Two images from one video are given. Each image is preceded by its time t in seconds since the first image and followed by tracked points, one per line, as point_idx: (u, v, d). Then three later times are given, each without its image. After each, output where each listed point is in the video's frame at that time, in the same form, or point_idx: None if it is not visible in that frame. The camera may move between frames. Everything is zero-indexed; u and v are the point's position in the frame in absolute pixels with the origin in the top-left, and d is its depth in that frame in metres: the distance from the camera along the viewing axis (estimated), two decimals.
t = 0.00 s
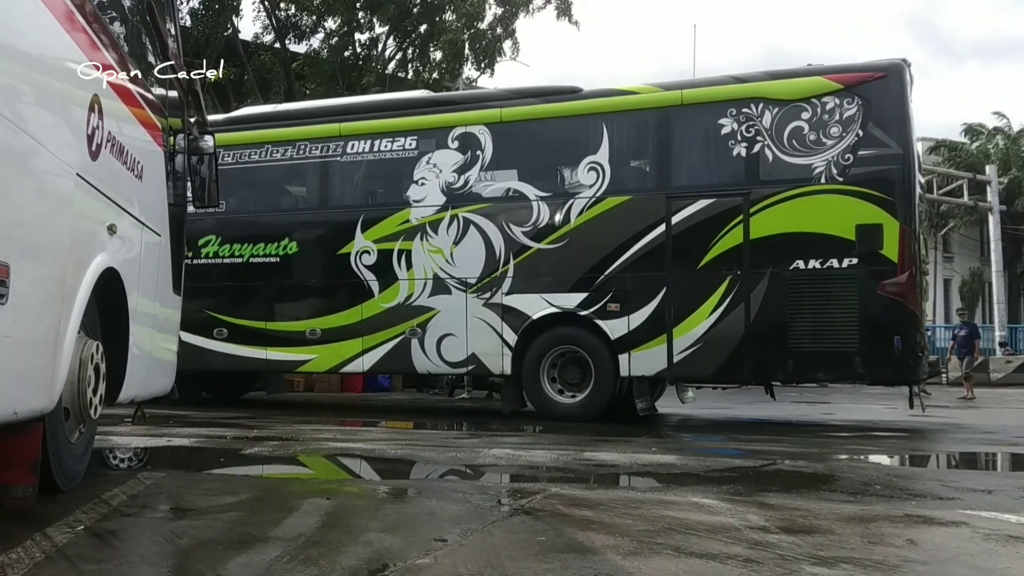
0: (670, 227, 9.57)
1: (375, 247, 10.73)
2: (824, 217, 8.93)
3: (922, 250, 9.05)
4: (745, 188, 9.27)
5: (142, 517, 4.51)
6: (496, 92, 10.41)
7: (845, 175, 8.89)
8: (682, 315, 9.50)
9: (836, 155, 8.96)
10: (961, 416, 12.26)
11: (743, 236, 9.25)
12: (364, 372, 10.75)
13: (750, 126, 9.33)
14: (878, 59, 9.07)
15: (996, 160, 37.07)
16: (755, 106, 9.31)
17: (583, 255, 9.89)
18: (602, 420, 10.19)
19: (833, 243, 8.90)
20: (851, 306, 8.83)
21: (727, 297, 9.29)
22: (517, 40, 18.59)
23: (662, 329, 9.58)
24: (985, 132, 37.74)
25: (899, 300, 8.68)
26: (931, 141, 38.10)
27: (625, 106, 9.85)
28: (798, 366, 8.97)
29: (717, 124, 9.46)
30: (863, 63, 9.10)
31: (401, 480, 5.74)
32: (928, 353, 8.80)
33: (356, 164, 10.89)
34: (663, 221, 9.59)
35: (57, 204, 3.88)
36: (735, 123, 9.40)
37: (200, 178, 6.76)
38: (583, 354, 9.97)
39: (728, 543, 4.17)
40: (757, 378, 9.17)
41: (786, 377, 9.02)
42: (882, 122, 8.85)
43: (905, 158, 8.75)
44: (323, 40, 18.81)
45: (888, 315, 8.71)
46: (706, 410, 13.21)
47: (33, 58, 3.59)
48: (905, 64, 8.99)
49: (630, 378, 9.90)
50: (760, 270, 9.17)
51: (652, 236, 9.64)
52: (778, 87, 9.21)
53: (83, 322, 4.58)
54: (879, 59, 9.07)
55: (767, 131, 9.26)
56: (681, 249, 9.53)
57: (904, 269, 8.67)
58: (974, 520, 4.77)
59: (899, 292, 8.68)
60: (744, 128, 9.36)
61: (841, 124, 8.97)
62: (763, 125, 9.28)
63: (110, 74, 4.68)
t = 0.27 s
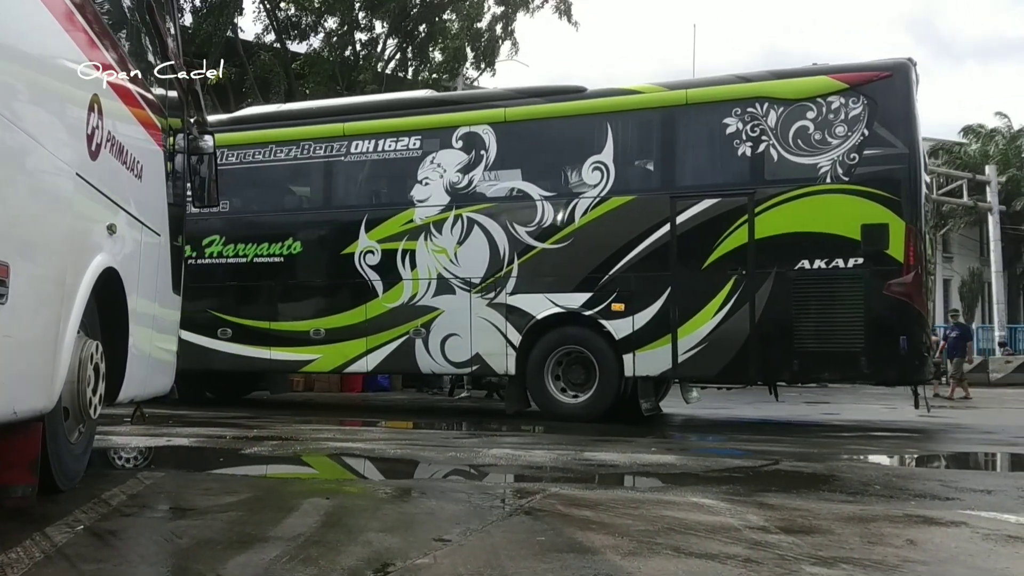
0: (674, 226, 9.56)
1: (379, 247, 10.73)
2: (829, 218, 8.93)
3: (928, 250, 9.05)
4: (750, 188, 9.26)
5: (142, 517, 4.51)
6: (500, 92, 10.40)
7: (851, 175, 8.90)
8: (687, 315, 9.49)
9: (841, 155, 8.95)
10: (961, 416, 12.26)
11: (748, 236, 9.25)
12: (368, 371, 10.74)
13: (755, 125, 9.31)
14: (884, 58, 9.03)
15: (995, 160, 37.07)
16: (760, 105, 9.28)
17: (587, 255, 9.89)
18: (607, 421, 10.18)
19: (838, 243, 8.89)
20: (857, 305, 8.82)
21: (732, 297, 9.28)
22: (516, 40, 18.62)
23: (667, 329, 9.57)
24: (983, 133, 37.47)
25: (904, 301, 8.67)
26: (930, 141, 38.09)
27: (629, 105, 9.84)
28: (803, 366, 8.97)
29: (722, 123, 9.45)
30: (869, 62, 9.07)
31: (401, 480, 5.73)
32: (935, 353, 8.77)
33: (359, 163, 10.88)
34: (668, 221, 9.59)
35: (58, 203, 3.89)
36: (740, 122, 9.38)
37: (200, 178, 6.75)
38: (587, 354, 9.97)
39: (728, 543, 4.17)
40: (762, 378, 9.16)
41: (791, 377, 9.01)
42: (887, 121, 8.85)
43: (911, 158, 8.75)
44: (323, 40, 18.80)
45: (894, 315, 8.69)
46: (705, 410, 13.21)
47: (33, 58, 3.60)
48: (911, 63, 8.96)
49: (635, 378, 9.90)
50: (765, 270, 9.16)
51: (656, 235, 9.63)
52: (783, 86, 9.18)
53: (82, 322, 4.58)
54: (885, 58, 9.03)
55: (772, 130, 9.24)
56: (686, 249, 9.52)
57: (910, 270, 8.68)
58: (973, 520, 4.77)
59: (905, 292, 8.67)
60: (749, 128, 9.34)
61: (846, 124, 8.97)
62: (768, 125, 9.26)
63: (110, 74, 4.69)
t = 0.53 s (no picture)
0: (679, 226, 9.55)
1: (383, 246, 10.73)
2: (834, 217, 8.91)
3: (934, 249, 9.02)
4: (755, 187, 9.26)
5: (141, 516, 4.51)
6: (505, 91, 10.41)
7: (856, 174, 8.87)
8: (691, 315, 9.49)
9: (847, 154, 8.93)
10: (960, 416, 12.26)
11: (753, 235, 9.24)
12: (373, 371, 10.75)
13: (761, 124, 9.30)
14: (890, 57, 9.03)
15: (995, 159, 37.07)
16: (765, 104, 9.28)
17: (591, 254, 9.88)
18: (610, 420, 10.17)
19: (843, 242, 8.88)
20: (862, 305, 8.81)
21: (737, 296, 9.28)
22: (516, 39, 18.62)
23: (672, 328, 9.56)
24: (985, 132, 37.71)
25: (910, 300, 8.65)
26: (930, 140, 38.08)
27: (634, 104, 9.84)
28: (808, 366, 8.96)
29: (727, 122, 9.44)
30: (874, 61, 9.07)
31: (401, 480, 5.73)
32: (940, 353, 8.75)
33: (364, 163, 10.88)
34: (672, 220, 9.58)
35: (57, 203, 3.89)
36: (745, 121, 9.38)
37: (199, 178, 6.74)
38: (592, 353, 9.96)
39: (728, 542, 4.17)
40: (767, 378, 9.15)
41: (796, 377, 9.00)
42: (893, 120, 8.83)
43: (917, 157, 8.73)
44: (322, 39, 18.80)
45: (899, 315, 8.68)
46: (705, 409, 13.21)
47: (32, 58, 3.60)
48: (917, 62, 8.95)
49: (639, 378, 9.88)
50: (770, 270, 9.15)
51: (661, 235, 9.62)
52: (788, 85, 9.17)
53: (82, 321, 4.58)
54: (891, 57, 9.03)
55: (777, 129, 9.23)
56: (690, 249, 9.52)
57: (916, 269, 8.66)
58: (973, 519, 4.76)
59: (911, 291, 8.65)
60: (754, 127, 9.33)
61: (851, 123, 8.95)
62: (773, 124, 9.25)
63: (110, 74, 4.69)
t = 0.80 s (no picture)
0: (684, 225, 9.54)
1: (387, 246, 10.73)
2: (840, 216, 8.90)
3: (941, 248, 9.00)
4: (761, 187, 9.25)
5: (141, 516, 4.51)
6: (510, 90, 10.42)
7: (862, 173, 8.86)
8: (697, 314, 9.49)
9: (853, 153, 8.92)
10: (960, 416, 12.25)
11: (759, 234, 9.23)
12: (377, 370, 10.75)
13: (766, 124, 9.30)
14: (896, 55, 9.02)
15: (995, 159, 37.06)
16: (771, 103, 9.27)
17: (596, 254, 9.88)
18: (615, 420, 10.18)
19: (849, 242, 8.86)
20: (868, 305, 8.80)
21: (742, 296, 9.28)
22: (516, 39, 18.54)
23: (677, 328, 9.56)
24: (986, 132, 37.76)
25: (917, 300, 8.63)
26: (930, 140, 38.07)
27: (639, 103, 9.85)
28: (814, 366, 8.96)
29: (733, 122, 9.44)
30: (881, 60, 9.06)
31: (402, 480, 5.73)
32: (947, 353, 8.74)
33: (368, 162, 10.89)
34: (678, 219, 9.57)
35: (58, 202, 3.89)
36: (751, 120, 9.37)
37: (199, 177, 6.72)
38: (597, 353, 9.96)
39: (727, 542, 4.18)
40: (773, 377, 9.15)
41: (802, 377, 9.00)
42: (899, 119, 8.82)
43: (923, 156, 8.71)
44: (322, 38, 18.80)
45: (906, 315, 8.66)
46: (705, 409, 13.20)
47: (32, 57, 3.59)
48: (923, 61, 8.94)
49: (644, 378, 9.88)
50: (776, 270, 9.15)
51: (666, 234, 9.62)
52: (794, 84, 9.17)
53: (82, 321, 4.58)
54: (897, 56, 9.02)
55: (783, 128, 9.23)
56: (695, 248, 9.51)
57: (922, 269, 8.64)
58: (973, 519, 4.76)
59: (917, 291, 8.64)
60: (759, 126, 9.32)
61: (858, 122, 8.94)
62: (779, 123, 9.24)
63: (110, 74, 4.69)
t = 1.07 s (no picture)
0: (690, 225, 9.54)
1: (392, 246, 10.73)
2: (846, 216, 8.89)
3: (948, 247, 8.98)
4: (766, 186, 9.25)
5: (141, 515, 4.51)
6: (515, 90, 10.42)
7: (869, 172, 8.85)
8: (702, 315, 9.48)
9: (860, 152, 8.91)
10: (959, 416, 12.26)
11: (765, 234, 9.23)
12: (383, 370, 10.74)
13: (772, 123, 9.29)
14: (903, 54, 8.99)
15: (995, 159, 37.06)
16: (777, 102, 9.27)
17: (602, 253, 9.88)
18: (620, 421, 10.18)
19: (856, 242, 8.86)
20: (875, 304, 8.79)
21: (749, 296, 9.27)
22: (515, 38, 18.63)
23: (683, 328, 9.56)
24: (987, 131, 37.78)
25: (924, 300, 8.62)
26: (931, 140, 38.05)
27: (645, 103, 9.85)
28: (820, 366, 8.96)
29: (739, 121, 9.43)
30: (887, 58, 9.04)
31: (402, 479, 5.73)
32: (954, 353, 8.73)
33: (373, 162, 10.89)
34: (683, 219, 9.57)
35: (58, 201, 3.90)
36: (757, 119, 9.37)
37: (199, 175, 6.70)
38: (602, 353, 9.96)
39: (727, 542, 4.17)
40: (779, 378, 9.15)
41: (808, 377, 9.01)
42: (906, 118, 8.81)
43: (931, 155, 8.69)
44: (322, 37, 18.79)
45: (913, 314, 8.66)
46: (704, 409, 13.22)
47: (33, 57, 3.59)
48: (930, 59, 8.92)
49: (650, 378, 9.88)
50: (782, 270, 9.14)
51: (672, 234, 9.61)
52: (800, 83, 9.16)
53: (82, 320, 4.59)
54: (904, 54, 9.00)
55: (789, 128, 9.22)
56: (701, 248, 9.51)
57: (929, 269, 8.63)
58: (972, 519, 4.77)
59: (924, 291, 8.63)
60: (765, 125, 9.32)
61: (864, 121, 8.93)
62: (785, 122, 9.24)
63: (110, 74, 4.69)
